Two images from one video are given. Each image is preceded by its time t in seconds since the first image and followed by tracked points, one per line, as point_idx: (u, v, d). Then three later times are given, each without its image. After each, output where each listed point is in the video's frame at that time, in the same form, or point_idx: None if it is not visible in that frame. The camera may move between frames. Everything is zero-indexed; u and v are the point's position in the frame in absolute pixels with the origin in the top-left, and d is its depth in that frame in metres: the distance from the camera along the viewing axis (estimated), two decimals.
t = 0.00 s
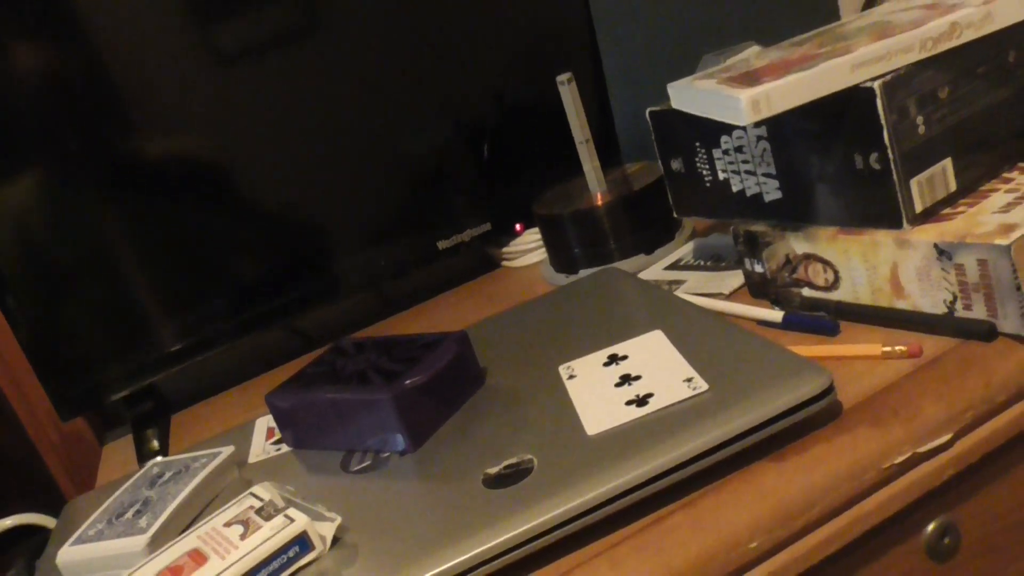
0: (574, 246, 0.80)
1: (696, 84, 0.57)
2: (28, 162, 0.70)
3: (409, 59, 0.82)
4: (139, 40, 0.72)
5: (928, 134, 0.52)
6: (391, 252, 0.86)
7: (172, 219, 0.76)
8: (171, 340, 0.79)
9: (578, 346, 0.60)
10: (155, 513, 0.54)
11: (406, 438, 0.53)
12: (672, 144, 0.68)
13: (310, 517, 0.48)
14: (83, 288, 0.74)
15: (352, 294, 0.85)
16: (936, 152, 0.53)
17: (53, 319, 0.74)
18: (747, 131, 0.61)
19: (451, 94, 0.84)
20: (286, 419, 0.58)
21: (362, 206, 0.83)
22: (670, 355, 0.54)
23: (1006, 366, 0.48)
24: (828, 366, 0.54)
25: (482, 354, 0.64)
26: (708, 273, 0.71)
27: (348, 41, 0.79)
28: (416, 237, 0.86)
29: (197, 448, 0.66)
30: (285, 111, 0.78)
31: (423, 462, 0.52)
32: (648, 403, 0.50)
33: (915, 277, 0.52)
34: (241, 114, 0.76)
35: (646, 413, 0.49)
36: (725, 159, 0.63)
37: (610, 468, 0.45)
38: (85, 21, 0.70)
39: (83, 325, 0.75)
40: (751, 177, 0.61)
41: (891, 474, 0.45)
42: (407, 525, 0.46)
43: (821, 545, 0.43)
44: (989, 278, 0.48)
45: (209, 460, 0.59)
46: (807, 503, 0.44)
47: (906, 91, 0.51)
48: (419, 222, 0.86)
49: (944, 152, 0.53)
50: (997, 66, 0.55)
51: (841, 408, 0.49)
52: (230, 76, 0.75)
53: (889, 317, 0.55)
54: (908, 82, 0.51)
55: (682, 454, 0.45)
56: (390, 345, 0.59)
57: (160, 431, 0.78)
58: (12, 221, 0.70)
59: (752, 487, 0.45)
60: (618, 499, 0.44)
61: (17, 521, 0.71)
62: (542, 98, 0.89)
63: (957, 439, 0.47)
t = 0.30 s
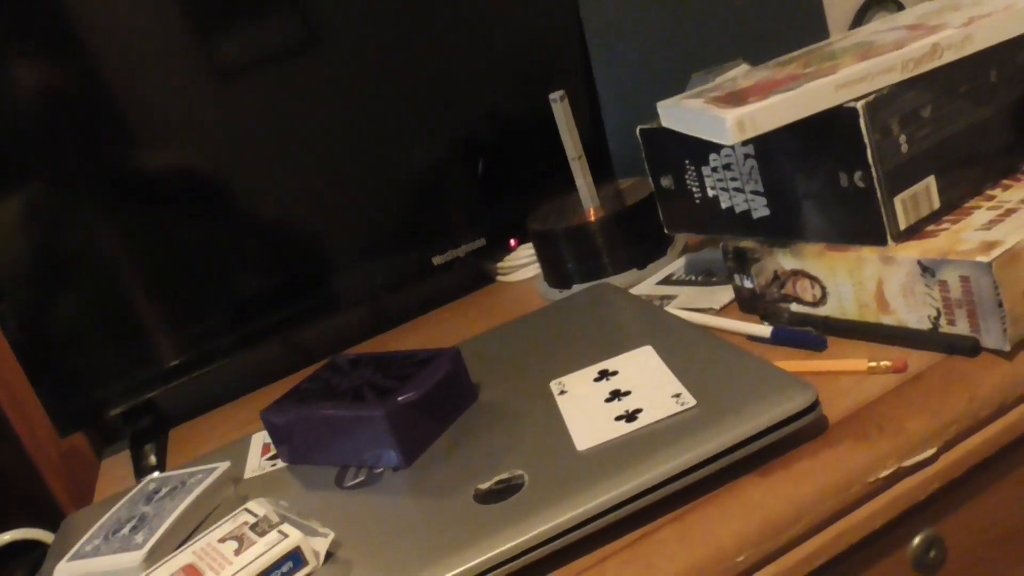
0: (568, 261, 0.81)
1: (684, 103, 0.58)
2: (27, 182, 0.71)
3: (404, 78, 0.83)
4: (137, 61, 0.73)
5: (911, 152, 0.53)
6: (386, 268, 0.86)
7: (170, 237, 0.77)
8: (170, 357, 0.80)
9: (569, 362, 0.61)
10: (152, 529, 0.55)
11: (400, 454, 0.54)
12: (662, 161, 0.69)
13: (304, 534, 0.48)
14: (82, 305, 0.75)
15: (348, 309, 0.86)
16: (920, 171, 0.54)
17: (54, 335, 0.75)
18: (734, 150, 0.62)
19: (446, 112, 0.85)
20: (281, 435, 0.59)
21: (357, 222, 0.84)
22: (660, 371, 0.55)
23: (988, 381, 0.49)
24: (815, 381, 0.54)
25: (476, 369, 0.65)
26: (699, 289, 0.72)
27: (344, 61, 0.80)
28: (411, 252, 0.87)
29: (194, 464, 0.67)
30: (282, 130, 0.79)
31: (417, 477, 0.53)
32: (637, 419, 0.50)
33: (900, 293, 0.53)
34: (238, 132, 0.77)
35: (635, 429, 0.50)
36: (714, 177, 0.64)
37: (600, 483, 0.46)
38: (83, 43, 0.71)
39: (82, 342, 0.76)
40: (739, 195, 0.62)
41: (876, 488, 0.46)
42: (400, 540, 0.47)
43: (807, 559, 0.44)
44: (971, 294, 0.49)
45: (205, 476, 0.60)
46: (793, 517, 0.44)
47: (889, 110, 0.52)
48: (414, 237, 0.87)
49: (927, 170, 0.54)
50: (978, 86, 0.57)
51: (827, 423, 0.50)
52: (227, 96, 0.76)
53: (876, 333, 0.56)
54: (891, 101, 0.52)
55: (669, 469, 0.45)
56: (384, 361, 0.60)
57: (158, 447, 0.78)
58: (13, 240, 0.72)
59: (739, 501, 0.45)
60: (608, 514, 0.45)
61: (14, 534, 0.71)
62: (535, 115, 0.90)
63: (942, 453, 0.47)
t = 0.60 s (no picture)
0: (568, 287, 0.81)
1: (682, 132, 0.59)
2: (33, 211, 0.72)
3: (405, 107, 0.84)
4: (143, 92, 0.74)
5: (907, 181, 0.54)
6: (387, 295, 0.87)
7: (172, 265, 0.77)
8: (173, 384, 0.80)
9: (570, 388, 0.61)
10: (154, 558, 0.56)
11: (401, 481, 0.54)
12: (660, 188, 0.70)
13: (306, 561, 0.49)
14: (85, 332, 0.75)
15: (349, 336, 0.86)
16: (915, 198, 0.55)
17: (57, 363, 0.75)
18: (732, 178, 0.62)
19: (447, 140, 0.86)
20: (283, 463, 0.59)
21: (359, 249, 0.85)
22: (660, 397, 0.55)
23: (986, 407, 0.49)
24: (815, 408, 0.55)
25: (478, 396, 0.65)
26: (699, 314, 0.72)
27: (346, 91, 0.81)
28: (412, 279, 0.88)
29: (196, 492, 0.67)
30: (285, 159, 0.80)
31: (419, 504, 0.53)
32: (638, 445, 0.51)
33: (897, 319, 0.54)
34: (241, 161, 0.78)
35: (635, 455, 0.50)
36: (712, 204, 0.65)
37: (600, 509, 0.46)
38: (89, 74, 0.72)
39: (85, 369, 0.76)
40: (737, 222, 0.63)
41: (876, 514, 0.46)
42: (401, 567, 0.47)
43: None
44: (968, 321, 0.50)
45: (207, 504, 0.62)
46: (794, 543, 0.45)
47: (883, 140, 0.53)
48: (415, 264, 0.88)
49: (922, 198, 0.55)
50: (971, 116, 0.58)
51: (827, 449, 0.50)
52: (231, 126, 0.77)
53: (875, 359, 0.56)
54: (885, 131, 0.53)
55: (669, 495, 0.46)
56: (385, 389, 0.60)
57: (159, 475, 0.78)
58: (18, 268, 0.72)
59: (741, 528, 0.46)
60: (609, 540, 0.45)
61: (14, 565, 0.71)
62: (535, 143, 0.91)
63: (941, 478, 0.48)
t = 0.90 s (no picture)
0: (571, 304, 0.82)
1: (682, 149, 0.59)
2: (38, 233, 0.72)
3: (407, 127, 0.84)
4: (147, 115, 0.75)
5: (906, 196, 0.55)
6: (390, 313, 0.87)
7: (176, 285, 0.78)
8: (176, 405, 0.80)
9: (573, 406, 0.61)
10: None
11: (407, 499, 0.54)
12: (661, 205, 0.70)
13: None
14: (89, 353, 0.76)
15: (353, 355, 0.87)
16: (915, 213, 0.55)
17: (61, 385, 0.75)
18: (732, 194, 0.63)
19: (448, 158, 0.87)
20: (288, 483, 0.59)
21: (361, 268, 0.85)
22: (663, 413, 0.55)
23: (990, 420, 0.49)
24: (819, 422, 0.55)
25: (483, 413, 0.65)
26: (701, 330, 0.73)
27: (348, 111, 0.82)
28: (415, 296, 0.88)
29: (201, 513, 0.67)
30: (287, 179, 0.80)
31: (425, 523, 0.53)
32: (643, 461, 0.51)
33: (899, 333, 0.54)
34: (244, 182, 0.79)
35: (640, 472, 0.50)
36: (713, 220, 0.65)
37: (606, 526, 0.46)
38: (93, 98, 0.73)
39: (89, 390, 0.76)
40: (738, 237, 0.63)
41: (882, 529, 0.46)
42: None
43: None
44: (969, 335, 0.50)
45: (212, 525, 0.62)
46: (800, 558, 0.45)
47: (882, 155, 0.53)
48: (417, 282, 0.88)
49: (922, 212, 0.55)
50: (969, 131, 0.58)
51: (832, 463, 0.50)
52: (234, 147, 0.78)
53: (877, 373, 0.56)
54: (884, 146, 0.54)
55: (675, 512, 0.46)
56: (389, 408, 0.60)
57: (164, 497, 0.78)
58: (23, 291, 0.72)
59: (746, 544, 0.46)
60: (615, 557, 0.45)
61: None
62: (536, 160, 0.91)
63: (946, 492, 0.48)
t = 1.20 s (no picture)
0: (577, 306, 0.82)
1: (687, 151, 0.59)
2: (50, 240, 0.73)
3: (412, 131, 0.85)
4: (155, 122, 0.75)
5: (911, 196, 0.55)
6: (398, 316, 0.88)
7: (186, 290, 0.79)
8: (186, 410, 0.81)
9: (581, 407, 0.62)
10: None
11: (416, 501, 0.54)
12: (666, 206, 0.70)
13: None
14: (99, 358, 0.77)
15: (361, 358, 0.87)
16: (920, 213, 0.55)
17: (71, 390, 0.76)
18: (738, 196, 0.63)
19: (454, 162, 0.87)
20: (298, 485, 0.59)
21: (369, 272, 0.86)
22: (671, 413, 0.56)
23: (997, 419, 0.49)
24: (826, 422, 0.55)
25: (491, 415, 0.66)
26: (708, 330, 0.73)
27: (354, 116, 0.82)
28: (422, 299, 0.89)
29: (212, 516, 0.68)
30: (295, 184, 0.81)
31: (434, 524, 0.53)
32: (651, 462, 0.51)
33: (905, 333, 0.54)
34: (252, 188, 0.80)
35: (649, 472, 0.50)
36: (719, 221, 0.66)
37: (615, 526, 0.46)
38: (103, 106, 0.74)
39: (99, 394, 0.77)
40: (745, 238, 0.64)
41: (890, 527, 0.46)
42: None
43: None
44: (976, 334, 0.50)
45: (223, 529, 0.64)
46: (809, 556, 0.45)
47: (886, 156, 0.54)
48: (424, 285, 0.89)
49: (927, 212, 0.56)
50: (973, 132, 0.58)
51: (839, 463, 0.50)
52: (241, 153, 0.79)
53: (884, 372, 0.56)
54: (888, 147, 0.54)
55: (684, 511, 0.46)
56: (398, 411, 0.61)
57: (175, 501, 0.79)
58: (34, 298, 0.73)
59: (754, 543, 0.46)
60: (624, 557, 0.45)
61: None
62: (541, 163, 0.92)
63: (955, 490, 0.48)
